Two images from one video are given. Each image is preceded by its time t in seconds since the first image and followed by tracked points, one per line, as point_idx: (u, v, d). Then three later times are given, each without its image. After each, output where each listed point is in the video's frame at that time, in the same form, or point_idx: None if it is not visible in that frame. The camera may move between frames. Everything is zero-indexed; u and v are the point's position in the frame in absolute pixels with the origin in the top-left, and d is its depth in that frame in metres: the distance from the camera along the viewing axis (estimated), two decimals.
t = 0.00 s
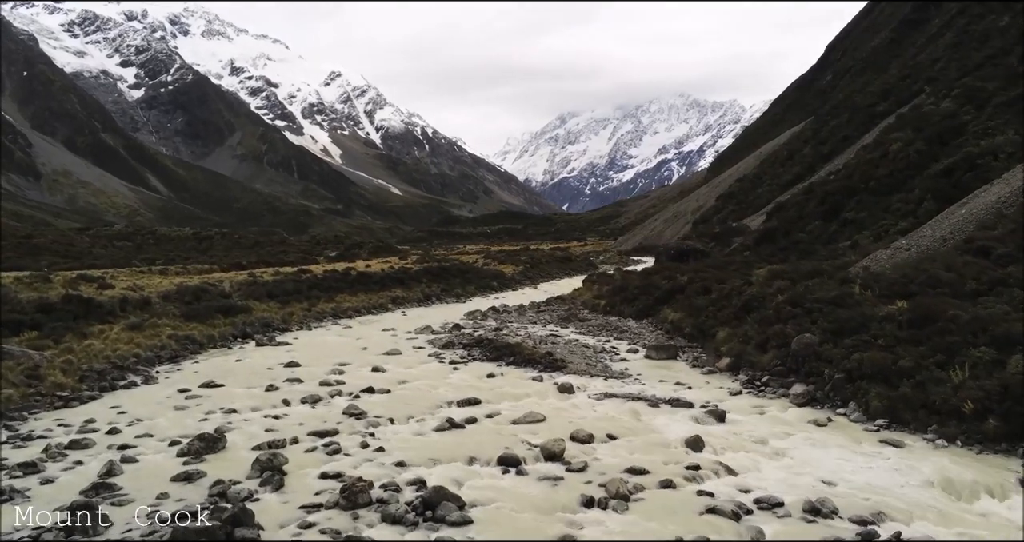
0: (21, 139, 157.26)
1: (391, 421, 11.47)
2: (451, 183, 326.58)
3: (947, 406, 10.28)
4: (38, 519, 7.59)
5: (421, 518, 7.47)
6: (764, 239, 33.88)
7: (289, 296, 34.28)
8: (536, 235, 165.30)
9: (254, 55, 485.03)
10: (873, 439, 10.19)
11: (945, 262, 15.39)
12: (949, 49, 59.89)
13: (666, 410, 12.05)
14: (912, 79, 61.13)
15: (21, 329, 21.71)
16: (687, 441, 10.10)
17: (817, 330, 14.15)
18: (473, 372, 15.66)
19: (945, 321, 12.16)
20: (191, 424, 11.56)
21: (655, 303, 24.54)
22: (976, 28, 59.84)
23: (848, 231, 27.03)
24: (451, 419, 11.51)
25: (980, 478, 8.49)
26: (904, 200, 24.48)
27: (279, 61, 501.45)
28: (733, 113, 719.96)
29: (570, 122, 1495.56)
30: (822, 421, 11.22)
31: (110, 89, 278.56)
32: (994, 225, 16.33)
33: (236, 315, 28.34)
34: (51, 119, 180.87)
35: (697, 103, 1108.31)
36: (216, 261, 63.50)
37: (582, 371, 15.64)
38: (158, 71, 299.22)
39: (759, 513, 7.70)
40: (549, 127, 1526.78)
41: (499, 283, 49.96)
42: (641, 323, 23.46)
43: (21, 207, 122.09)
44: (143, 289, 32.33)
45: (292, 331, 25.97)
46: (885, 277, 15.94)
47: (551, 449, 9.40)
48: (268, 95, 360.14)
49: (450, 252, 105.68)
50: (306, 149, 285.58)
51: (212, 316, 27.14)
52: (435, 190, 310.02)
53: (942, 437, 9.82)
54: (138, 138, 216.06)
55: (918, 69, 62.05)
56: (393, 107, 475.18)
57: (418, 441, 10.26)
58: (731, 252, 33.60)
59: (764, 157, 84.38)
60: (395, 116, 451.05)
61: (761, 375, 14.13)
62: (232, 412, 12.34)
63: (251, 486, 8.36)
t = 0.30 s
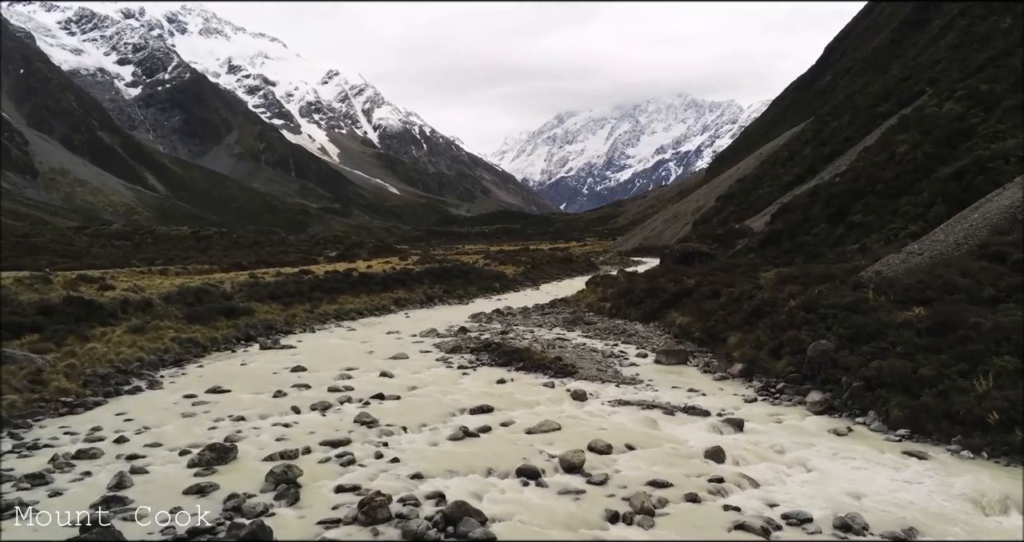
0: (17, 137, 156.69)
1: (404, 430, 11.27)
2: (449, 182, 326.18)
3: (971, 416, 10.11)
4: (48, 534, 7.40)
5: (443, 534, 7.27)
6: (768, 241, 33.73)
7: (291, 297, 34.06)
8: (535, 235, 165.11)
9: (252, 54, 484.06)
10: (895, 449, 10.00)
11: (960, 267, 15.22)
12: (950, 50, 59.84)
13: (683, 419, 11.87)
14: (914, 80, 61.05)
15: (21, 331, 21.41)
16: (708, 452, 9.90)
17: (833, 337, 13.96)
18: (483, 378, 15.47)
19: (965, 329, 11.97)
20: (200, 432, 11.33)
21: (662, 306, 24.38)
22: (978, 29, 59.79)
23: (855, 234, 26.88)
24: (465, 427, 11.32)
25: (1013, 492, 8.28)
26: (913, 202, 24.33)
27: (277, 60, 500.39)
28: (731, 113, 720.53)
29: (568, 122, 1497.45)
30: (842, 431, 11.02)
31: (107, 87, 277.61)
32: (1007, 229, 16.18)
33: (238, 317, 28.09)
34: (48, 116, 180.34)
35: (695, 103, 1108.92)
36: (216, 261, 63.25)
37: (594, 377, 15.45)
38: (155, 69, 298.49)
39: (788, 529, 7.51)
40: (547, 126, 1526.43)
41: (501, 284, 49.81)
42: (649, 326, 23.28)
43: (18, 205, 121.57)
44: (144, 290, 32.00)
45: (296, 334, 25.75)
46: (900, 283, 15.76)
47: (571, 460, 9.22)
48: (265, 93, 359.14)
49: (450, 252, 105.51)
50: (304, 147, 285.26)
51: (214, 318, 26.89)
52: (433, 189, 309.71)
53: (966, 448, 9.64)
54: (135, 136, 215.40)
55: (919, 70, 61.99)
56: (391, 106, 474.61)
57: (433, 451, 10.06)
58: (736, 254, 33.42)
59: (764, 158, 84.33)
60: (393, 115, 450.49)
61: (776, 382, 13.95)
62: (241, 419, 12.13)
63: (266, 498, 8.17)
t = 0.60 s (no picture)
0: (14, 136, 156.04)
1: (418, 438, 11.11)
2: (447, 182, 325.90)
3: (995, 425, 9.96)
4: None
5: None
6: (773, 243, 33.61)
7: (294, 299, 33.85)
8: (534, 235, 165.04)
9: (250, 52, 483.41)
10: (918, 460, 9.84)
11: (976, 272, 15.10)
12: (952, 51, 59.86)
13: (699, 427, 11.71)
14: (915, 82, 61.04)
15: (23, 334, 21.20)
16: (728, 462, 9.75)
17: (848, 343, 13.83)
18: (492, 383, 15.28)
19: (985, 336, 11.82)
20: (209, 441, 11.15)
21: (669, 309, 24.24)
22: (980, 30, 59.83)
23: (862, 237, 26.77)
24: (479, 435, 11.15)
25: None
26: (921, 205, 24.23)
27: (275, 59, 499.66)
28: (728, 114, 721.50)
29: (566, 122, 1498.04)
30: (862, 440, 10.86)
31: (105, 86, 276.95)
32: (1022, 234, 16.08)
33: (241, 319, 27.88)
34: (46, 115, 179.72)
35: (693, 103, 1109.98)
36: (216, 261, 63.10)
37: (605, 383, 15.28)
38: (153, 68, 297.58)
39: None
40: (545, 126, 1526.80)
41: (503, 285, 49.63)
42: (656, 330, 23.11)
43: (14, 204, 121.04)
44: (145, 292, 31.75)
45: (300, 337, 25.57)
46: (914, 288, 15.62)
47: (590, 471, 9.04)
48: (263, 92, 358.47)
49: (449, 252, 105.37)
50: (303, 147, 284.86)
51: (217, 321, 26.67)
52: (431, 189, 309.56)
53: (991, 458, 9.48)
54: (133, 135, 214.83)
55: (921, 72, 61.99)
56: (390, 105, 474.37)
57: (449, 460, 9.90)
58: (741, 256, 33.30)
59: (765, 159, 84.25)
60: (392, 114, 450.32)
61: (790, 388, 13.81)
62: (250, 426, 11.95)
63: (282, 511, 8.00)
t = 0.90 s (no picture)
0: (9, 134, 155.15)
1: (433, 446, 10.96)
2: (444, 182, 325.39)
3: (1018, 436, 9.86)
4: None
5: None
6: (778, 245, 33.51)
7: (296, 301, 33.62)
8: (532, 235, 164.96)
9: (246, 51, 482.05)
10: (942, 470, 9.73)
11: (992, 277, 14.99)
12: (953, 52, 59.90)
13: (719, 435, 11.56)
14: (916, 83, 61.02)
15: (25, 337, 20.97)
16: (750, 472, 9.62)
17: (865, 350, 13.70)
18: (504, 389, 15.13)
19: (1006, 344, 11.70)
20: (221, 450, 10.97)
21: (676, 312, 24.12)
22: (981, 31, 59.85)
23: (869, 239, 26.70)
24: (496, 444, 11.00)
25: None
26: (929, 209, 24.16)
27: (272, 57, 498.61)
28: (724, 114, 722.37)
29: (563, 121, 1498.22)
30: (883, 449, 10.73)
31: (100, 84, 275.88)
32: None
33: (244, 321, 27.64)
34: (41, 113, 178.89)
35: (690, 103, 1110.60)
36: (215, 261, 62.81)
37: (617, 389, 15.14)
38: (149, 66, 296.39)
39: None
40: (543, 126, 1526.73)
41: (505, 287, 49.43)
42: (663, 333, 22.99)
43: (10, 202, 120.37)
44: (146, 293, 31.50)
45: (304, 340, 25.36)
46: (928, 293, 15.53)
47: (613, 483, 8.90)
48: (260, 91, 357.51)
49: (448, 252, 105.13)
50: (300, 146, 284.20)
51: (220, 323, 26.46)
52: (428, 188, 309.15)
53: (1018, 470, 9.35)
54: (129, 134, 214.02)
55: (922, 72, 62.00)
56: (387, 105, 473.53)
57: (467, 470, 9.78)
58: (745, 258, 33.19)
59: (764, 159, 84.19)
60: (389, 113, 449.65)
61: (806, 395, 13.67)
62: (262, 435, 11.78)
63: (301, 526, 7.84)
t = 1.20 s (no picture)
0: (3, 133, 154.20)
1: (452, 457, 10.80)
2: (441, 181, 324.86)
3: None
4: None
5: None
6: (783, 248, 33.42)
7: (299, 303, 33.40)
8: (530, 235, 164.86)
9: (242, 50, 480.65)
10: (971, 483, 9.59)
11: (1009, 285, 14.91)
12: (953, 54, 59.95)
13: (739, 446, 11.44)
14: (916, 85, 61.04)
15: (28, 341, 20.71)
16: (777, 485, 9.48)
17: (884, 358, 13.59)
18: (517, 395, 14.99)
19: None
20: (237, 461, 10.78)
21: (684, 316, 24.01)
22: (981, 33, 59.89)
23: (876, 243, 26.65)
24: (516, 455, 10.85)
25: None
26: (937, 212, 24.11)
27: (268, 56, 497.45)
28: (720, 114, 723.35)
29: (560, 121, 1500.85)
30: (908, 460, 10.62)
31: (96, 82, 274.60)
32: None
33: (248, 324, 27.44)
34: (36, 111, 177.97)
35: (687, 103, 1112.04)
36: (213, 262, 62.50)
37: (632, 396, 15.03)
38: (145, 64, 294.99)
39: None
40: (539, 126, 1526.62)
41: (507, 288, 49.25)
42: (672, 337, 22.87)
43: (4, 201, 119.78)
44: (148, 295, 31.27)
45: (309, 343, 25.15)
46: (943, 300, 15.44)
47: (641, 497, 8.74)
48: (256, 90, 356.56)
49: (447, 252, 104.97)
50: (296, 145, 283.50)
51: (224, 326, 26.22)
52: (425, 188, 308.70)
53: None
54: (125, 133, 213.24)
55: (922, 74, 62.05)
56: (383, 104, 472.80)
57: (490, 483, 9.60)
58: (751, 261, 33.09)
59: (764, 160, 84.18)
60: (385, 112, 449.03)
61: (824, 403, 13.57)
62: (277, 444, 11.62)
63: None
